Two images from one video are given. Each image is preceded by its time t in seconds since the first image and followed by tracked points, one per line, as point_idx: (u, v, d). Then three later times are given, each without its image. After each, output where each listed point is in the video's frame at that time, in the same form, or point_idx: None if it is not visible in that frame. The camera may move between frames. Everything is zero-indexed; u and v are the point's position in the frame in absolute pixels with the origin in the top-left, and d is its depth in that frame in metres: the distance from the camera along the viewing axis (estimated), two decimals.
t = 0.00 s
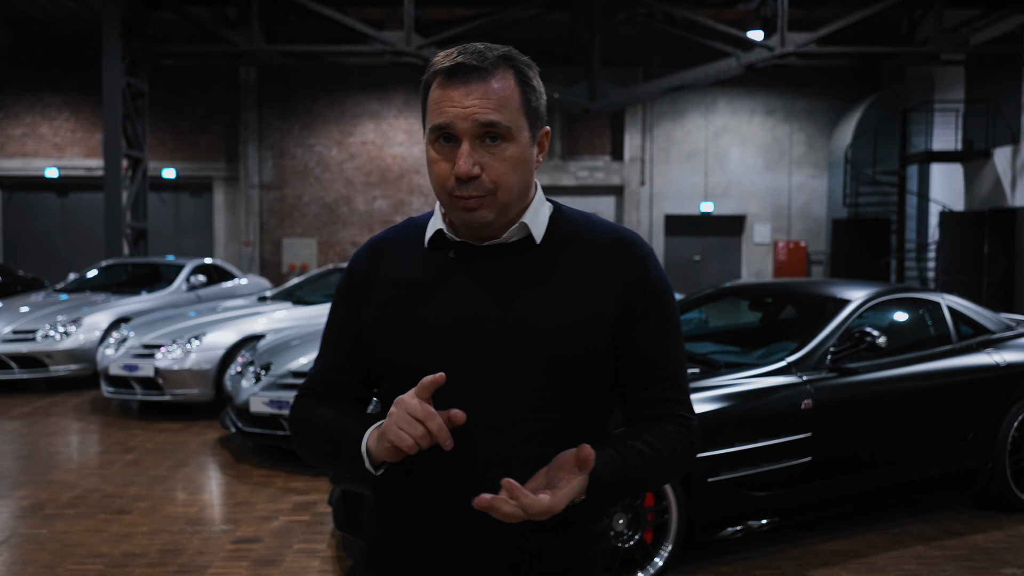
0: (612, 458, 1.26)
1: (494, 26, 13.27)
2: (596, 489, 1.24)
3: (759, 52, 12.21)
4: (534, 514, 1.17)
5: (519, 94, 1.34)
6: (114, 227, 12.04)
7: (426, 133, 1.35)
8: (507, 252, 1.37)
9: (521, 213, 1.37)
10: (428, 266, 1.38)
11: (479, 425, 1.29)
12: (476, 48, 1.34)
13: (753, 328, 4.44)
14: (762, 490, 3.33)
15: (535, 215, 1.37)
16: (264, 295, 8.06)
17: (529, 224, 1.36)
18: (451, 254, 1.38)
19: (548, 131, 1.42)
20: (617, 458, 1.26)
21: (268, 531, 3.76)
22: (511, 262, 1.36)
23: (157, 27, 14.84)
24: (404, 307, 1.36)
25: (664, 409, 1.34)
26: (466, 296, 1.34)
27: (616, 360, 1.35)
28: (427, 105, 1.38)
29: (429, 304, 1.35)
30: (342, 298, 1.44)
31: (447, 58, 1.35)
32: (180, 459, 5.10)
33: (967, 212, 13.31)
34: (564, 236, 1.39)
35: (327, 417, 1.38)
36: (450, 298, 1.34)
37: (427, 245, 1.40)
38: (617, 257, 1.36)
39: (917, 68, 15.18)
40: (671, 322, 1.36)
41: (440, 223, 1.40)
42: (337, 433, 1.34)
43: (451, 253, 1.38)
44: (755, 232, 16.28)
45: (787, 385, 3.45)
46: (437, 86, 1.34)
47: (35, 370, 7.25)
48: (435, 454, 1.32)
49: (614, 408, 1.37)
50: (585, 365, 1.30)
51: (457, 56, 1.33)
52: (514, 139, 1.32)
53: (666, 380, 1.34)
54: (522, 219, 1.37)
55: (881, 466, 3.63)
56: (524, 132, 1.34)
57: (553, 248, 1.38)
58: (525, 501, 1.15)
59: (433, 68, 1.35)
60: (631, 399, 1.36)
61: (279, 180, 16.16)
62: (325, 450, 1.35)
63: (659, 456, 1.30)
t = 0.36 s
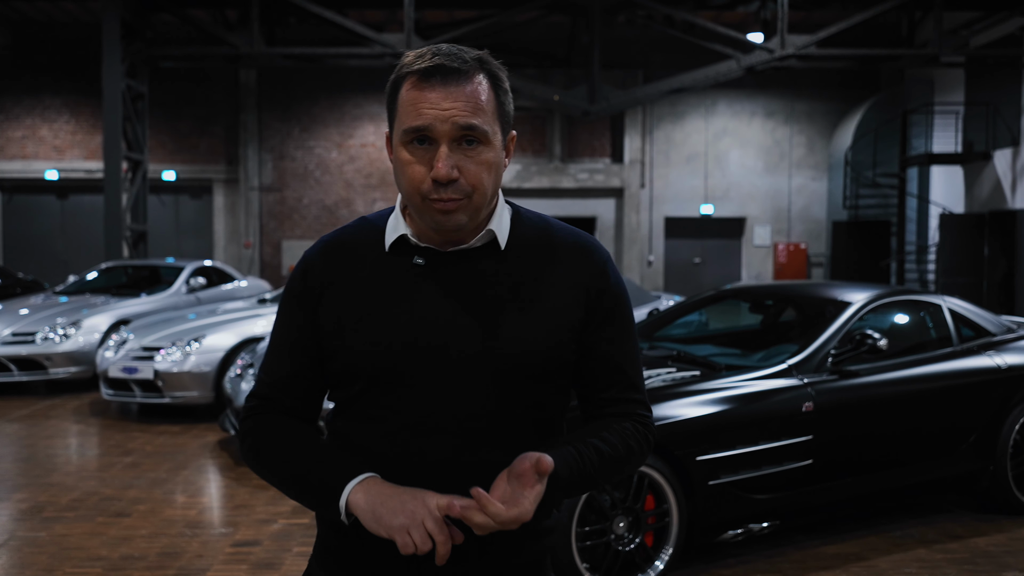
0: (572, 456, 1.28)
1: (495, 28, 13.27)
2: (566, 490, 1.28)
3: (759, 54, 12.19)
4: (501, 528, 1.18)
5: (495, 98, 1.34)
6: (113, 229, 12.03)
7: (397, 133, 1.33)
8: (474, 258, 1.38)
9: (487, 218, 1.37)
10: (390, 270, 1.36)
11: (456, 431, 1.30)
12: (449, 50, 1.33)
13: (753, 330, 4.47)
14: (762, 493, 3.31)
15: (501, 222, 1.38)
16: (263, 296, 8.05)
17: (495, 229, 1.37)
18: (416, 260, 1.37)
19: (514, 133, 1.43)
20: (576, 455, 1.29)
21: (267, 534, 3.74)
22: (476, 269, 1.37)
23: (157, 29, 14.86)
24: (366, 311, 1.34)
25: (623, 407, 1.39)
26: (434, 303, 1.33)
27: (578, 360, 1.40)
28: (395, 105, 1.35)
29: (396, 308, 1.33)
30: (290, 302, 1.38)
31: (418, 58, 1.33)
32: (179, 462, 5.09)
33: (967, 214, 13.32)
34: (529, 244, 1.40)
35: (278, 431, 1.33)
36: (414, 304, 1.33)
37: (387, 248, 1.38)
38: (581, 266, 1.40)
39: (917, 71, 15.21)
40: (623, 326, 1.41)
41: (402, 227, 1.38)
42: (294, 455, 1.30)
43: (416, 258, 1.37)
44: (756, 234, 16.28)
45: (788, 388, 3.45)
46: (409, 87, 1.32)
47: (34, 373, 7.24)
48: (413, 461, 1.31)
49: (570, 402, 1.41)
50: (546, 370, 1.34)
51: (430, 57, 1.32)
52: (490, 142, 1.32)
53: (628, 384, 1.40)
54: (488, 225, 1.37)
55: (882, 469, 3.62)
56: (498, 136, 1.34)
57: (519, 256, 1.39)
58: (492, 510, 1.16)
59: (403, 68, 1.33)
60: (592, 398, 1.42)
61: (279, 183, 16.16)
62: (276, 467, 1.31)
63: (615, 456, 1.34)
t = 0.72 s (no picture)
0: (572, 448, 1.35)
1: (495, 30, 13.25)
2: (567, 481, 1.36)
3: (759, 56, 12.17)
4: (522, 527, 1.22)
5: (471, 105, 1.34)
6: (113, 232, 12.01)
7: (374, 144, 1.32)
8: (453, 263, 1.38)
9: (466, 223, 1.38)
10: (371, 280, 1.34)
11: (460, 433, 1.32)
12: (424, 57, 1.32)
13: (753, 333, 4.44)
14: (763, 495, 3.30)
15: (479, 226, 1.39)
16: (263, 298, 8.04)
17: (476, 231, 1.38)
18: (397, 270, 1.35)
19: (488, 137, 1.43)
20: (575, 450, 1.36)
21: (266, 536, 3.73)
22: (460, 271, 1.37)
23: (158, 31, 14.87)
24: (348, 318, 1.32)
25: (604, 392, 1.50)
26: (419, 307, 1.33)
27: (560, 351, 1.47)
28: (370, 115, 1.34)
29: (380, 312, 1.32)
30: (262, 317, 1.35)
31: (392, 66, 1.32)
32: (179, 464, 5.08)
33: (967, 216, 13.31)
34: (505, 242, 1.42)
35: (264, 447, 1.31)
36: (399, 312, 1.32)
37: (366, 257, 1.35)
38: (557, 265, 1.44)
39: (917, 73, 15.22)
40: (595, 316, 1.48)
41: (379, 237, 1.35)
42: (282, 469, 1.28)
43: (397, 267, 1.35)
44: (756, 236, 16.28)
45: (788, 390, 3.43)
46: (385, 97, 1.31)
47: (33, 375, 7.23)
48: (418, 463, 1.31)
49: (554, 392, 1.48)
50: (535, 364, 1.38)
51: (405, 66, 1.31)
52: (469, 150, 1.32)
53: (606, 371, 1.50)
54: (467, 229, 1.38)
55: (883, 472, 3.61)
56: (476, 143, 1.34)
57: (498, 255, 1.40)
58: (519, 507, 1.21)
59: (376, 78, 1.32)
60: (572, 385, 1.51)
61: (279, 185, 16.15)
62: (267, 484, 1.29)
63: (604, 443, 1.43)
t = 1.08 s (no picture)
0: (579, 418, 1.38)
1: (495, 32, 13.25)
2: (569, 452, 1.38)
3: (760, 58, 12.16)
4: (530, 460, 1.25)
5: (441, 97, 1.36)
6: (114, 233, 12.01)
7: (350, 146, 1.33)
8: (440, 254, 1.40)
9: (448, 216, 1.41)
10: (362, 277, 1.36)
11: (463, 422, 1.34)
12: (390, 55, 1.34)
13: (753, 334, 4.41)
14: (761, 498, 3.29)
15: (461, 216, 1.42)
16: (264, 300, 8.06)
17: (459, 223, 1.41)
18: (389, 264, 1.37)
19: (458, 127, 1.46)
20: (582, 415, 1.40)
21: (265, 539, 3.72)
22: (446, 263, 1.40)
23: (159, 33, 14.88)
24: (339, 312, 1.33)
25: (591, 367, 1.53)
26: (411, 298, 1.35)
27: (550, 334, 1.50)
28: (343, 118, 1.35)
29: (371, 305, 1.34)
30: (252, 326, 1.35)
31: (359, 68, 1.34)
32: (178, 466, 5.08)
33: (968, 218, 13.32)
34: (486, 232, 1.45)
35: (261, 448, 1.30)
36: (394, 304, 1.34)
37: (355, 257, 1.36)
38: (537, 252, 1.47)
39: (917, 75, 15.24)
40: (578, 299, 1.51)
41: (365, 236, 1.37)
42: (282, 467, 1.27)
43: (389, 261, 1.37)
44: (756, 238, 16.28)
45: (787, 393, 3.43)
46: (357, 98, 1.33)
47: (33, 376, 7.22)
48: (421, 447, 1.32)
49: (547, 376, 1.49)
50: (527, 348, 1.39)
51: (373, 66, 1.33)
52: (444, 141, 1.35)
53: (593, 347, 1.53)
54: (451, 221, 1.41)
55: (884, 474, 3.60)
56: (449, 134, 1.36)
57: (481, 245, 1.43)
58: (527, 422, 1.23)
59: (345, 81, 1.34)
60: (561, 369, 1.53)
61: (280, 186, 16.16)
62: (262, 484, 1.27)
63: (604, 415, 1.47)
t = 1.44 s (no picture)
0: (592, 416, 1.51)
1: (503, 33, 13.03)
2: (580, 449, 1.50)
3: (773, 58, 11.90)
4: (519, 477, 1.39)
5: (497, 108, 1.56)
6: (115, 235, 11.84)
7: (416, 141, 1.54)
8: (486, 249, 1.57)
9: (497, 212, 1.58)
10: (415, 260, 1.55)
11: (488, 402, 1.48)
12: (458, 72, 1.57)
13: (768, 343, 4.18)
14: (779, 520, 3.05)
15: (508, 216, 1.59)
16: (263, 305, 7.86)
17: (504, 222, 1.57)
18: (439, 250, 1.55)
19: (514, 142, 1.65)
20: (596, 416, 1.52)
21: (249, 560, 3.50)
22: (488, 258, 1.56)
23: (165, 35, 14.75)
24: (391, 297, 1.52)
25: (621, 375, 1.62)
26: (453, 286, 1.51)
27: (581, 337, 1.61)
28: (414, 120, 1.58)
29: (418, 294, 1.51)
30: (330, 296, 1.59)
31: (432, 80, 1.57)
32: (165, 478, 4.86)
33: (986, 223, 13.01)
34: (531, 237, 1.61)
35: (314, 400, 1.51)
36: (435, 288, 1.51)
37: (413, 243, 1.57)
38: (577, 257, 1.60)
39: (934, 78, 14.95)
40: (616, 310, 1.62)
41: (425, 225, 1.57)
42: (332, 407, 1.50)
43: (438, 248, 1.56)
44: (769, 243, 15.99)
45: (808, 407, 3.18)
46: (427, 102, 1.54)
47: (24, 382, 7.04)
48: (443, 421, 1.47)
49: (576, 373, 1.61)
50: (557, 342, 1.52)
51: (442, 76, 1.55)
52: (494, 142, 1.53)
53: (626, 355, 1.62)
54: (497, 219, 1.58)
55: (914, 495, 3.34)
56: (502, 139, 1.56)
57: (523, 246, 1.59)
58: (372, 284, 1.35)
59: (419, 89, 1.56)
60: (594, 368, 1.65)
61: (286, 190, 16.00)
62: (300, 406, 1.48)
63: (625, 419, 1.57)
